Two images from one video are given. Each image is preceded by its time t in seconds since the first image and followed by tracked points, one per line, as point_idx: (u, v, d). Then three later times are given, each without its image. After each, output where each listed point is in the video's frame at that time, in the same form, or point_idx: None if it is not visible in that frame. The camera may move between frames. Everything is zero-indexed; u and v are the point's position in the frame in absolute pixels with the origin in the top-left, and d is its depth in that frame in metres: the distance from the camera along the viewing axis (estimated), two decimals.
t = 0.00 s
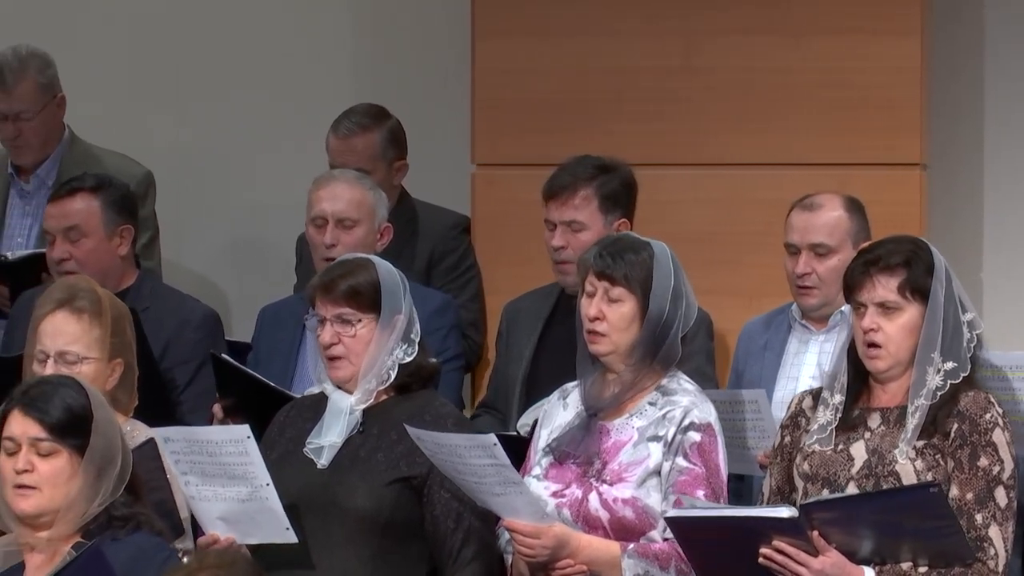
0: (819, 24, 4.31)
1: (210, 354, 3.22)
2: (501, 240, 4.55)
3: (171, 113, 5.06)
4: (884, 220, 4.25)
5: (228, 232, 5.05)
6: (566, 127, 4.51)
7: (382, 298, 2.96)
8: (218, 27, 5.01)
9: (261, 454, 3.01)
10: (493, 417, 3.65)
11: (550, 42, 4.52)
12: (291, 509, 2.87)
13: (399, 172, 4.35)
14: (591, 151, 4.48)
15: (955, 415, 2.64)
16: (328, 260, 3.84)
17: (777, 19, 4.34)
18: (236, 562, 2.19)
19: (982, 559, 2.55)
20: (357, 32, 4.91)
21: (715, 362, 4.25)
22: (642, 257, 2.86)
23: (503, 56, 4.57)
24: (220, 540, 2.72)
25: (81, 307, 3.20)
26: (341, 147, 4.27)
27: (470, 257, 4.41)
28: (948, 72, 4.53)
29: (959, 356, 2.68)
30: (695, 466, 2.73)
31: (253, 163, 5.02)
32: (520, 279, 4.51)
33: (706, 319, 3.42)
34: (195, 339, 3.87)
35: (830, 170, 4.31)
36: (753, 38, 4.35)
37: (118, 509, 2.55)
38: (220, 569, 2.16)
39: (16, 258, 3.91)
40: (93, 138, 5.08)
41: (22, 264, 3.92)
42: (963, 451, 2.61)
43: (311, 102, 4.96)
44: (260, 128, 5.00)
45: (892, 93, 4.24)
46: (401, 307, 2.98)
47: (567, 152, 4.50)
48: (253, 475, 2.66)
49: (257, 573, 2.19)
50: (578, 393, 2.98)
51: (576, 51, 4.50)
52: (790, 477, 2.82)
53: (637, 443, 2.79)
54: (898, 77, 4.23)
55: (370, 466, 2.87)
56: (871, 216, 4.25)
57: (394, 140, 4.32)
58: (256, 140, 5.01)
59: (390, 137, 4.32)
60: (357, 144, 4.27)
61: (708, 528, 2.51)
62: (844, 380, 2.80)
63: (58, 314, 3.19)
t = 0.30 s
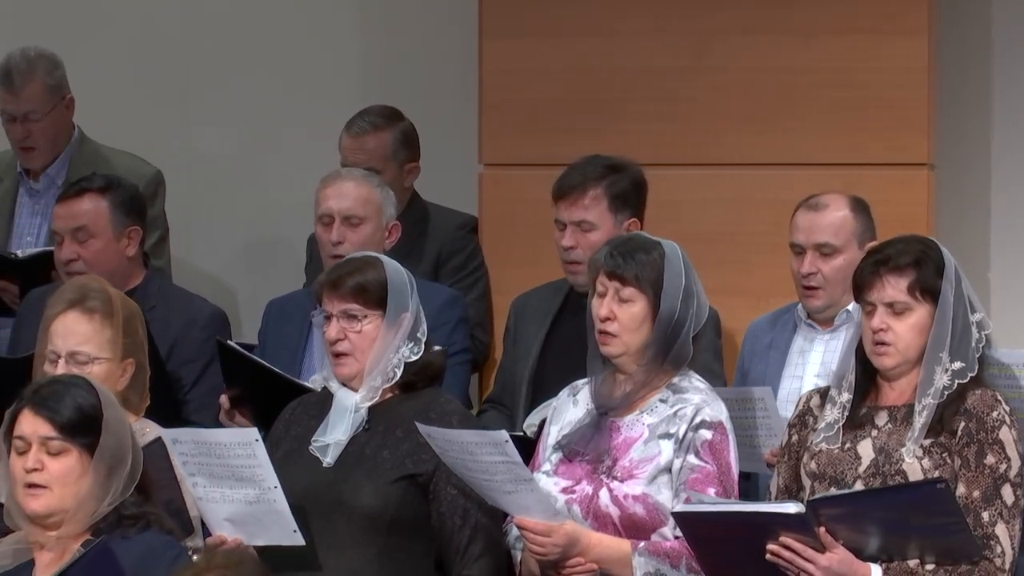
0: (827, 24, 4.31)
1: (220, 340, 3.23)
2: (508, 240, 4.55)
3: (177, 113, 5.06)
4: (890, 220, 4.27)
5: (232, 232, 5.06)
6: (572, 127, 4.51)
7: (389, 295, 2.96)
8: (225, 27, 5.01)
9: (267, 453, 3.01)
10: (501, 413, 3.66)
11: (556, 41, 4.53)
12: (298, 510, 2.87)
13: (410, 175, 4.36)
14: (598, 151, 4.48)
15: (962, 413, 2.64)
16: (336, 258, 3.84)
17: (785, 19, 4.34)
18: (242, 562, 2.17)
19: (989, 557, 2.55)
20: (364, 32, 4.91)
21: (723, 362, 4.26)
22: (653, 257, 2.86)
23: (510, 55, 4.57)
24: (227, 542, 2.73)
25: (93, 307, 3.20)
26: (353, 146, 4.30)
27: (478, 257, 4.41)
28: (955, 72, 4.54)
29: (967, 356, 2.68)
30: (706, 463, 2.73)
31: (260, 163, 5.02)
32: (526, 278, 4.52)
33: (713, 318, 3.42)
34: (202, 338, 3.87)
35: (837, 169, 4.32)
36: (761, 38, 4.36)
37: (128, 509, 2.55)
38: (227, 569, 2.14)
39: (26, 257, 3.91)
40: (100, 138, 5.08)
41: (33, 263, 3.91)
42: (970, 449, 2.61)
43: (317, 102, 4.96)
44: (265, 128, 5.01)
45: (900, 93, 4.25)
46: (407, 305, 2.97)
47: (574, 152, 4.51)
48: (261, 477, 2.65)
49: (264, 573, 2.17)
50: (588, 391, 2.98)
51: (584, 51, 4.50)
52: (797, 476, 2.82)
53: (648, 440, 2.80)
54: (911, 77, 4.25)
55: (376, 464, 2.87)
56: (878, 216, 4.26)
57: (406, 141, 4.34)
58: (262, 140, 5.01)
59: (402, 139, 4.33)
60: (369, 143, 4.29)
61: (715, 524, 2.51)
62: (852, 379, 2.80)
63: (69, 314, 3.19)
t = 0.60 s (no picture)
0: (834, 24, 4.31)
1: (227, 348, 3.23)
2: (515, 240, 4.56)
3: (184, 112, 5.07)
4: (898, 220, 4.27)
5: (238, 231, 5.06)
6: (579, 127, 4.51)
7: (394, 296, 2.97)
8: (232, 26, 5.02)
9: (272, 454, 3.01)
10: (509, 414, 3.67)
11: (563, 40, 4.53)
12: (304, 511, 2.87)
13: (414, 176, 4.37)
14: (604, 151, 4.49)
15: (971, 415, 2.64)
16: (341, 257, 3.85)
17: (792, 19, 4.34)
18: (254, 562, 2.18)
19: (997, 560, 2.55)
20: (370, 31, 4.91)
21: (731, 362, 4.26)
22: (666, 258, 2.87)
23: (517, 55, 4.57)
24: (234, 542, 2.73)
25: (105, 308, 3.21)
26: (356, 149, 4.30)
27: (485, 258, 4.42)
28: (963, 73, 4.54)
29: (976, 360, 2.69)
30: (716, 466, 2.74)
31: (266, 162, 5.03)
32: (534, 279, 4.52)
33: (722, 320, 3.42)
34: (209, 339, 3.88)
35: (845, 170, 4.32)
36: (768, 39, 4.36)
37: (139, 508, 2.56)
38: (238, 568, 2.14)
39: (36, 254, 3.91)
40: (107, 138, 5.09)
41: (41, 261, 3.91)
42: (979, 451, 2.61)
43: (323, 101, 4.97)
44: (271, 126, 5.01)
45: (907, 93, 4.24)
46: (413, 306, 2.98)
47: (580, 152, 4.51)
48: (267, 478, 2.66)
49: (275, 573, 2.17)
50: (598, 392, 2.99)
51: (591, 51, 4.51)
52: (804, 476, 2.83)
53: (657, 442, 2.80)
54: (913, 78, 4.24)
55: (381, 466, 2.87)
56: (886, 217, 4.27)
57: (409, 143, 4.34)
58: (269, 139, 5.02)
59: (405, 141, 4.34)
60: (371, 147, 4.29)
61: (725, 525, 2.51)
62: (861, 378, 2.80)
63: (81, 315, 3.20)
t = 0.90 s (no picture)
0: (843, 24, 4.31)
1: (235, 345, 3.23)
2: (522, 240, 4.55)
3: (192, 111, 5.08)
4: (907, 220, 4.27)
5: (244, 231, 5.07)
6: (587, 127, 4.52)
7: (402, 296, 2.97)
8: (240, 26, 5.02)
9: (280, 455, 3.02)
10: (516, 414, 3.69)
11: (572, 41, 4.53)
12: (311, 510, 2.88)
13: (422, 178, 4.36)
14: (612, 151, 4.49)
15: (979, 416, 2.65)
16: (347, 257, 3.85)
17: (800, 20, 4.34)
18: (266, 561, 2.18)
19: (1006, 561, 2.55)
20: (378, 31, 4.92)
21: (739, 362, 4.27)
22: (679, 259, 2.88)
23: (524, 55, 4.57)
24: (241, 541, 2.73)
25: (117, 305, 3.22)
26: (364, 151, 4.31)
27: (492, 259, 4.43)
28: (973, 72, 4.54)
29: (985, 362, 2.68)
30: (723, 468, 2.73)
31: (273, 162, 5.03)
32: (541, 279, 4.53)
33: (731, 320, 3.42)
34: (216, 339, 3.88)
35: (854, 170, 4.32)
36: (777, 39, 4.36)
37: (150, 509, 2.56)
38: (251, 567, 2.15)
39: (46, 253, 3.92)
40: (115, 137, 5.10)
41: (50, 259, 3.93)
42: (987, 452, 2.62)
43: (330, 101, 4.97)
44: (279, 126, 5.02)
45: (917, 93, 4.25)
46: (420, 306, 2.98)
47: (588, 152, 4.52)
48: (275, 476, 2.67)
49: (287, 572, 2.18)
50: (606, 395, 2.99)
51: (599, 51, 4.51)
52: (811, 476, 2.82)
53: (664, 444, 2.80)
54: (922, 77, 4.24)
55: (389, 466, 2.88)
56: (895, 217, 4.27)
57: (416, 146, 4.35)
58: (276, 139, 5.02)
59: (412, 143, 4.34)
60: (380, 148, 4.30)
61: (734, 527, 2.50)
62: (869, 377, 2.80)
63: (93, 312, 3.22)
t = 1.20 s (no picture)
0: (852, 24, 4.30)
1: (242, 347, 3.22)
2: (529, 240, 4.56)
3: (200, 111, 5.08)
4: (915, 220, 4.26)
5: (251, 231, 5.06)
6: (595, 127, 4.52)
7: (412, 297, 2.97)
8: (247, 26, 5.03)
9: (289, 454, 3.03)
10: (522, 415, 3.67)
11: (580, 41, 4.53)
12: (321, 510, 2.88)
13: (430, 178, 4.36)
14: (619, 152, 4.49)
15: (989, 416, 2.64)
16: (355, 257, 3.86)
17: (809, 20, 4.34)
18: (277, 561, 2.18)
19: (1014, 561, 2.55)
20: (385, 32, 4.92)
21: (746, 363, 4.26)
22: (687, 260, 2.89)
23: (532, 56, 4.57)
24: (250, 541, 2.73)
25: (125, 306, 3.22)
26: (373, 150, 4.31)
27: (500, 259, 4.43)
28: (981, 74, 4.54)
29: (995, 363, 2.68)
30: (730, 469, 2.73)
31: (281, 163, 5.03)
32: (548, 280, 4.52)
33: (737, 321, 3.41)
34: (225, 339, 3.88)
35: (862, 170, 4.31)
36: (785, 39, 4.36)
37: (159, 509, 2.56)
38: (262, 566, 2.15)
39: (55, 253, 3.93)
40: (123, 137, 5.10)
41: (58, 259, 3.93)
42: (996, 452, 2.61)
43: (337, 102, 4.97)
44: (287, 127, 5.02)
45: (925, 94, 4.24)
46: (429, 307, 2.99)
47: (595, 153, 4.52)
48: (284, 477, 2.67)
49: (298, 572, 2.18)
50: (613, 396, 2.99)
51: (607, 51, 4.51)
52: (818, 476, 2.82)
53: (671, 445, 2.80)
54: (930, 78, 4.24)
55: (398, 467, 2.88)
56: (902, 217, 4.26)
57: (424, 145, 4.35)
58: (283, 140, 5.02)
59: (420, 142, 4.34)
60: (388, 147, 4.30)
61: (743, 526, 2.50)
62: (878, 376, 2.80)
63: (101, 313, 3.21)
